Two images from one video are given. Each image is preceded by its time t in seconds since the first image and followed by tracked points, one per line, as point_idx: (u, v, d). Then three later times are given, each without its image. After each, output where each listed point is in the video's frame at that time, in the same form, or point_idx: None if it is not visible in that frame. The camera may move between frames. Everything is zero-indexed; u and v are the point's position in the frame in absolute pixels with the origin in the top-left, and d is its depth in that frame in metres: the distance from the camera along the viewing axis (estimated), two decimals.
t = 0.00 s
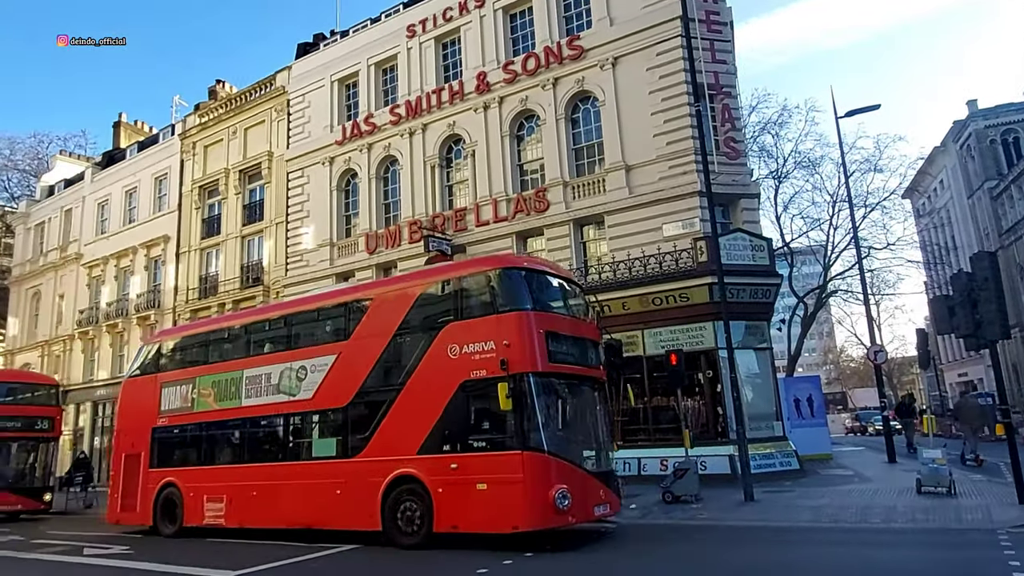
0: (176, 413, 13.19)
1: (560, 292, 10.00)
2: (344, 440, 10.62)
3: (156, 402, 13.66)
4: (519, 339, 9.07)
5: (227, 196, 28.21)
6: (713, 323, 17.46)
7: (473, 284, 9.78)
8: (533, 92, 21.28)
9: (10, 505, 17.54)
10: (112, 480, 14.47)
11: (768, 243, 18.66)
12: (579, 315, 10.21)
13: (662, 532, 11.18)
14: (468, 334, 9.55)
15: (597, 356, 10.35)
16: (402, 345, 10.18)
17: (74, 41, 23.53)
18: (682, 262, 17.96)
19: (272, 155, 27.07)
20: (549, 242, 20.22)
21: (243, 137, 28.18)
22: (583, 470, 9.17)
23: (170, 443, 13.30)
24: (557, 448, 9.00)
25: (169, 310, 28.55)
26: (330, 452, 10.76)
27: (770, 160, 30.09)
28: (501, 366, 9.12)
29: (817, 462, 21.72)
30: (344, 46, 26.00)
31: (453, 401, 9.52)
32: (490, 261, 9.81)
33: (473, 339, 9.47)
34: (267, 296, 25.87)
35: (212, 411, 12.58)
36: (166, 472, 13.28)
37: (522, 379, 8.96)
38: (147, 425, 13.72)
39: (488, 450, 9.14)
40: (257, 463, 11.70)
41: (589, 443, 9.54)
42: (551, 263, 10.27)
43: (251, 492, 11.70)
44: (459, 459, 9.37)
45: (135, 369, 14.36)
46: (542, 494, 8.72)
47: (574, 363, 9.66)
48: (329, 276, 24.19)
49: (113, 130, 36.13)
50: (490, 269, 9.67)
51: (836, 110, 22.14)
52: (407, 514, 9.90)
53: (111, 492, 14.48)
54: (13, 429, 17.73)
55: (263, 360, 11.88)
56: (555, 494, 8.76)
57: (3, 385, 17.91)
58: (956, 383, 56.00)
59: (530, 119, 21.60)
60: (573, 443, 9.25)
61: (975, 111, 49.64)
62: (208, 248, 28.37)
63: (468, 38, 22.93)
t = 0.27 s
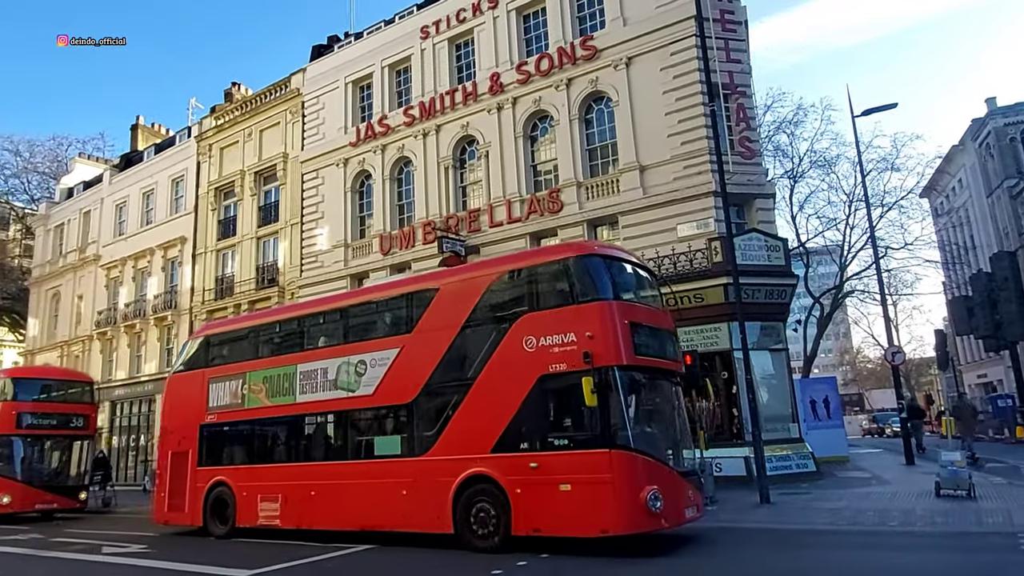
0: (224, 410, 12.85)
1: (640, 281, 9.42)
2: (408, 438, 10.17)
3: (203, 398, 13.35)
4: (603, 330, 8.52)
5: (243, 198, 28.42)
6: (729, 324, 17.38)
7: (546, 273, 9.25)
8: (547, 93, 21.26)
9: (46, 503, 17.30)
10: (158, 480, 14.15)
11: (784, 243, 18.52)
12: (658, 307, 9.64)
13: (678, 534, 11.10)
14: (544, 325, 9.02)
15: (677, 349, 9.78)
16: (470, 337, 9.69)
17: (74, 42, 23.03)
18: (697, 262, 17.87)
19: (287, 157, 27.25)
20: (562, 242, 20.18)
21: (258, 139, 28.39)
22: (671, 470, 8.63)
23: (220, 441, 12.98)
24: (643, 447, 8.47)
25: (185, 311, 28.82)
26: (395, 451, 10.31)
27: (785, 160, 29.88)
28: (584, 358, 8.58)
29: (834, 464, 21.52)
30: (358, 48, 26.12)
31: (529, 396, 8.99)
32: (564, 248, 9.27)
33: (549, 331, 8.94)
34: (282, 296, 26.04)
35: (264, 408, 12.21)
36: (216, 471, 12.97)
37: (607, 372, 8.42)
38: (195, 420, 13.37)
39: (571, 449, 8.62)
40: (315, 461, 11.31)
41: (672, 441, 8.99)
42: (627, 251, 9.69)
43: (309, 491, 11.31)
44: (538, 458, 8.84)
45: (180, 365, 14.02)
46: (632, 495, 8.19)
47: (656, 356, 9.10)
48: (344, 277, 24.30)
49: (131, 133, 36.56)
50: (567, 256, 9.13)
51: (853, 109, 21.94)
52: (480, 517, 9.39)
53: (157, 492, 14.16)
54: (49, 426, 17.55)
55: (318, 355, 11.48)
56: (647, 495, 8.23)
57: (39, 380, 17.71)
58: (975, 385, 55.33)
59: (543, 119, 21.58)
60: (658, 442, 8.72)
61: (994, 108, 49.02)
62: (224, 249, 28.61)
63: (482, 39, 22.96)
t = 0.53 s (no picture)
0: (271, 407, 12.32)
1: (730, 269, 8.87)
2: (476, 437, 9.62)
3: (247, 395, 12.82)
4: (696, 320, 7.99)
5: (252, 200, 28.56)
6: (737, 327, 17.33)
7: (628, 261, 8.73)
8: (554, 95, 21.28)
9: (74, 503, 17.29)
10: (200, 480, 13.56)
11: (792, 245, 18.46)
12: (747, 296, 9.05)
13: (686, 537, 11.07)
14: (629, 316, 8.49)
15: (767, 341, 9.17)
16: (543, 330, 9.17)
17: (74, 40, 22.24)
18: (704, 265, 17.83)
19: (295, 159, 27.35)
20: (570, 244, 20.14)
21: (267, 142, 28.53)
22: (773, 473, 8.03)
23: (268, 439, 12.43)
24: (744, 447, 7.89)
25: (194, 313, 28.97)
26: (460, 450, 9.76)
27: (793, 162, 29.79)
28: (676, 352, 8.03)
29: (843, 467, 21.40)
30: (366, 51, 26.21)
31: (612, 393, 8.45)
32: (647, 233, 8.75)
33: (635, 323, 8.41)
34: (291, 298, 26.13)
35: (315, 405, 11.69)
36: (263, 471, 12.43)
37: (704, 366, 7.87)
38: (240, 417, 12.85)
39: (663, 449, 8.06)
40: (374, 461, 10.76)
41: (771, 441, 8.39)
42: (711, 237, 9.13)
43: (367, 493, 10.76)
44: (626, 459, 8.29)
45: (221, 361, 13.47)
46: (735, 500, 7.62)
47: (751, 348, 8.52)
48: (351, 279, 24.36)
49: (141, 135, 36.82)
50: (651, 242, 8.62)
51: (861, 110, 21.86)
52: (560, 521, 8.82)
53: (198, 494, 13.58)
54: (75, 425, 17.50)
55: (373, 349, 10.96)
56: (752, 499, 7.68)
57: (64, 378, 17.61)
58: (985, 388, 54.96)
59: (551, 121, 21.58)
60: (758, 442, 8.13)
61: (1005, 110, 48.77)
62: (233, 251, 28.73)
63: (490, 42, 22.99)
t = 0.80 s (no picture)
0: (321, 404, 11.77)
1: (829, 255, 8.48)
2: (554, 435, 9.16)
3: (293, 393, 12.22)
4: (805, 309, 7.60)
5: (256, 202, 28.63)
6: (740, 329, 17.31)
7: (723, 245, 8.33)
8: (559, 97, 21.29)
9: (98, 504, 17.10)
10: (242, 480, 12.92)
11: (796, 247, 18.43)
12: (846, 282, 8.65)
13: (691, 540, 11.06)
14: (728, 306, 8.07)
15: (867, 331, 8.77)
16: (628, 321, 8.75)
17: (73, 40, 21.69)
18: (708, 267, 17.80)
19: (300, 161, 27.41)
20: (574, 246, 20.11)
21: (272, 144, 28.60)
22: (892, 472, 7.59)
23: (319, 438, 11.87)
24: (860, 443, 7.47)
25: (199, 314, 29.04)
26: (537, 449, 9.28)
27: (798, 163, 29.76)
28: (786, 342, 7.61)
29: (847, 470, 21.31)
30: (370, 53, 26.27)
31: (712, 387, 8.02)
32: (744, 216, 8.36)
33: (735, 312, 7.99)
34: (295, 300, 26.16)
35: (369, 402, 11.19)
36: (313, 471, 11.88)
37: (817, 358, 7.46)
38: (284, 414, 12.30)
39: (772, 448, 7.63)
40: (437, 461, 10.26)
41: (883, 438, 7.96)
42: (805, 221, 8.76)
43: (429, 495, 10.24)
44: (728, 458, 7.85)
45: (264, 356, 12.84)
46: (858, 503, 7.19)
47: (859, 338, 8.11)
48: (356, 281, 24.39)
49: (147, 137, 36.97)
50: (749, 226, 8.23)
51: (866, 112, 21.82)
52: (652, 525, 8.34)
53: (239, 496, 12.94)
54: (97, 425, 17.30)
55: (435, 342, 10.43)
56: (877, 502, 7.25)
57: (87, 376, 17.46)
58: (991, 390, 54.74)
59: (555, 123, 21.59)
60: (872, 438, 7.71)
61: (1011, 112, 48.62)
62: (238, 253, 28.79)
63: (494, 44, 23.00)
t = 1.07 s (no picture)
0: (375, 402, 11.45)
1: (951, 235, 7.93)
2: (647, 433, 8.68)
3: (344, 390, 11.92)
4: (939, 292, 7.03)
5: (259, 203, 28.66)
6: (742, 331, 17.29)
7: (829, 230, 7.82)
8: (561, 99, 21.30)
9: (122, 505, 16.87)
10: (289, 483, 12.59)
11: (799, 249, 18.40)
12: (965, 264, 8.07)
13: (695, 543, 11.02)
14: (847, 291, 7.53)
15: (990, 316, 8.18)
16: (729, 309, 8.25)
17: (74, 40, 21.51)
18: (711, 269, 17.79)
19: (302, 163, 27.43)
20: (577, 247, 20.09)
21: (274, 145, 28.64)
22: None
23: (375, 436, 11.52)
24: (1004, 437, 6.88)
25: (202, 315, 29.07)
26: (628, 447, 8.82)
27: (800, 165, 29.74)
28: (919, 329, 7.05)
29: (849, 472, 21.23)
30: (373, 55, 26.31)
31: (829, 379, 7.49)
32: (860, 193, 7.80)
33: (856, 296, 7.45)
34: (297, 301, 26.17)
35: (432, 398, 10.74)
36: (371, 472, 11.52)
37: (957, 346, 6.90)
38: (337, 412, 11.97)
39: (905, 444, 7.07)
40: (511, 461, 9.84)
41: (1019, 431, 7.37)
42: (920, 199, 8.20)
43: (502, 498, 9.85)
44: (852, 456, 7.32)
45: (309, 353, 12.62)
46: (1007, 504, 6.63)
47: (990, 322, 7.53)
48: (358, 282, 24.39)
49: (149, 139, 37.03)
50: (866, 204, 7.70)
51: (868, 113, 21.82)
52: (763, 530, 7.80)
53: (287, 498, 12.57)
54: (120, 423, 17.20)
55: (505, 334, 10.04)
56: None
57: (108, 373, 17.45)
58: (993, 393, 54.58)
59: (557, 125, 21.60)
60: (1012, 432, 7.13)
61: (1013, 113, 48.53)
62: (240, 254, 28.81)
63: (496, 45, 23.01)
